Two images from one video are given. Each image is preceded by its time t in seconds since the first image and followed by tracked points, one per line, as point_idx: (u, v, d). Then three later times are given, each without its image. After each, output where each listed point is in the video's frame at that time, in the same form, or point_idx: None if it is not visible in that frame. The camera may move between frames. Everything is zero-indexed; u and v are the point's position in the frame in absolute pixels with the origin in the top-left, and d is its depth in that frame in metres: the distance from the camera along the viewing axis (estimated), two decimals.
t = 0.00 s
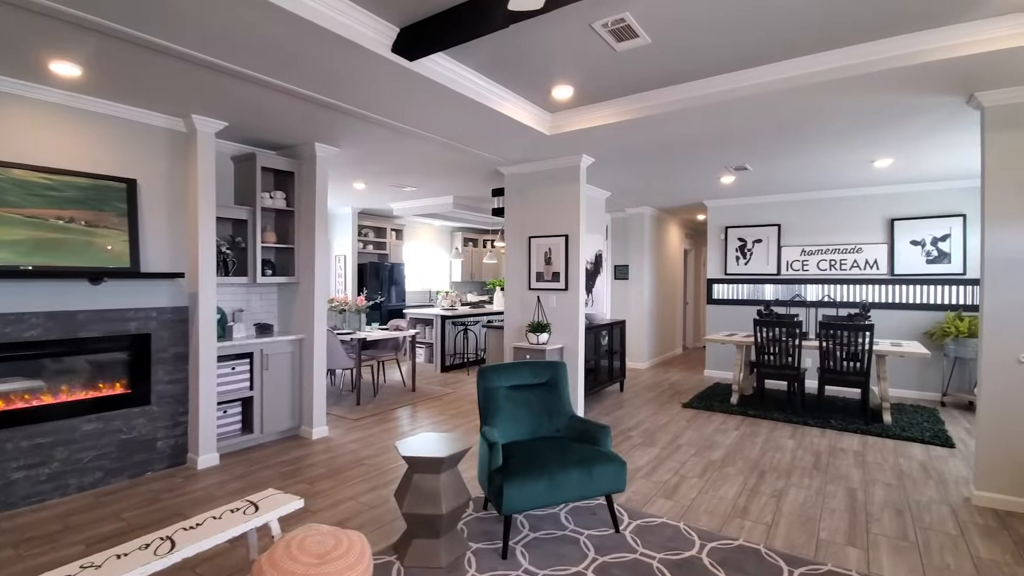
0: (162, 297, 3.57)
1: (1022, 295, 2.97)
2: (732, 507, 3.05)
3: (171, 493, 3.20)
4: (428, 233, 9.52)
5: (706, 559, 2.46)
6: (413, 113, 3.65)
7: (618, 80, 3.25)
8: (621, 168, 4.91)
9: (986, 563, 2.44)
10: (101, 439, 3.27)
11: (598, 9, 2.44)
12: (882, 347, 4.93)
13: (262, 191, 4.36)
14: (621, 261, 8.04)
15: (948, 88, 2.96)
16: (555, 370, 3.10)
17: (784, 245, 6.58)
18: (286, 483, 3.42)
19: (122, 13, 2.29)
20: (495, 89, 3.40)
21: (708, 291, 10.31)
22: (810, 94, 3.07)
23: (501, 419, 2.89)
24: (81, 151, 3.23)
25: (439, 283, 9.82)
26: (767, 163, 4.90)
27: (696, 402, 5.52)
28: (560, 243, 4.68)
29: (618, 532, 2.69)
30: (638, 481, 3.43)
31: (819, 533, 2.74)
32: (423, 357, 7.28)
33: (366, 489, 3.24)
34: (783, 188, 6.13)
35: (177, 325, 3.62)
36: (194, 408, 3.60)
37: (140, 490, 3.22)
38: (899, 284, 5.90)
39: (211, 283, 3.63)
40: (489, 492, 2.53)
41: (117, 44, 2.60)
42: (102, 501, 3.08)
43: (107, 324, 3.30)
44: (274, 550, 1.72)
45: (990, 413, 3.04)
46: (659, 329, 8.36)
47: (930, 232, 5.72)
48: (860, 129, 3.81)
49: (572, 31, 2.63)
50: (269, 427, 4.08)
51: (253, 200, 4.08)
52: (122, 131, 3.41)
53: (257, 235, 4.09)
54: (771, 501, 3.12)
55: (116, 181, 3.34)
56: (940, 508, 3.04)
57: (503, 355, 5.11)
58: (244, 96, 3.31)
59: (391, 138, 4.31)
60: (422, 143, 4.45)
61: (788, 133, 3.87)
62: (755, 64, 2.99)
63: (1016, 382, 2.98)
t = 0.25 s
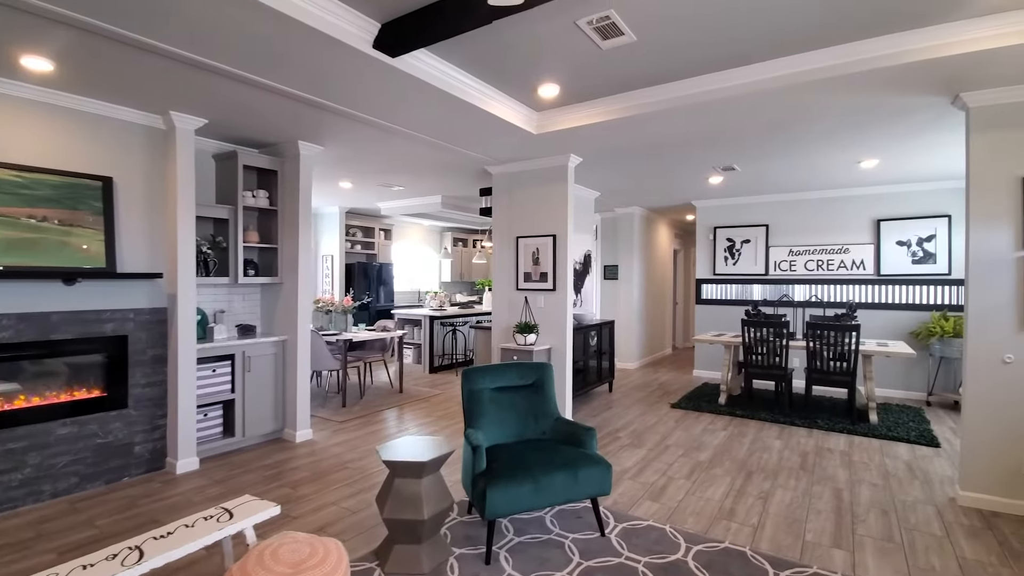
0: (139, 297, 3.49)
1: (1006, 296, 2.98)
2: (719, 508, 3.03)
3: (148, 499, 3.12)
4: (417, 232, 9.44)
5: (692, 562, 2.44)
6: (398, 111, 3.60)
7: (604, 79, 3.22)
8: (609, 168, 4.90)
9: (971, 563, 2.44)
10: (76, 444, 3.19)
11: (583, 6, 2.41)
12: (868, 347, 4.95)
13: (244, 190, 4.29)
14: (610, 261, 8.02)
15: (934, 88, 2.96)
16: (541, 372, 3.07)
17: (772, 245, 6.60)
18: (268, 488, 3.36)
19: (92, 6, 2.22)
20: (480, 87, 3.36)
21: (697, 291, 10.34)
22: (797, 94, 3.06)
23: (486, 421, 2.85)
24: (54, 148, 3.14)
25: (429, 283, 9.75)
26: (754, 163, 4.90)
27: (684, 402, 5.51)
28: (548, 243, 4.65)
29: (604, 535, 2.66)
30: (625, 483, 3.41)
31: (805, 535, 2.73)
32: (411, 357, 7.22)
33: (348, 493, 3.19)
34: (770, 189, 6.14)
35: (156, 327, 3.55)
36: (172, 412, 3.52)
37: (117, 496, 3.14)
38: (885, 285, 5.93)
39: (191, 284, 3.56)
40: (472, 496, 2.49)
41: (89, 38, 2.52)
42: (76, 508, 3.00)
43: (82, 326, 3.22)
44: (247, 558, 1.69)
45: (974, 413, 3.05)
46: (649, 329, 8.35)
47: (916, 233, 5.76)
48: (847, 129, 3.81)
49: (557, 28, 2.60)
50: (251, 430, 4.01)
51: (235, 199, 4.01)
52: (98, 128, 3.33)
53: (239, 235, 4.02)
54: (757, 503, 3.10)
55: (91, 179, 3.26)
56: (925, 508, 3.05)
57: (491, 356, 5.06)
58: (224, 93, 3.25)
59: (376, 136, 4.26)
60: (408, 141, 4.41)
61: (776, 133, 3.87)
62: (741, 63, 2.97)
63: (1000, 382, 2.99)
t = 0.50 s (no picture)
0: (113, 298, 3.39)
1: (992, 295, 2.97)
2: (705, 511, 2.99)
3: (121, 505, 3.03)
4: (405, 232, 9.35)
5: (678, 567, 2.39)
6: (380, 107, 3.53)
7: (590, 75, 3.17)
8: (597, 166, 4.85)
9: (958, 565, 2.42)
10: (45, 449, 3.08)
11: None
12: (855, 347, 4.95)
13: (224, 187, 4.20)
14: (599, 261, 7.99)
15: (920, 87, 2.95)
16: (525, 374, 3.01)
17: (760, 245, 6.59)
18: (246, 493, 3.27)
19: None
20: (464, 83, 3.30)
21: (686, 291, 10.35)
22: (783, 92, 3.03)
23: (468, 424, 2.78)
24: (23, 143, 3.04)
25: (417, 283, 9.65)
26: (742, 163, 4.88)
27: (673, 403, 5.48)
28: (535, 243, 4.59)
29: (588, 540, 2.61)
30: (611, 485, 3.36)
31: (792, 537, 2.70)
32: (399, 358, 7.12)
33: (328, 499, 3.11)
34: (759, 188, 6.13)
35: (130, 328, 3.45)
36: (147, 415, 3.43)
37: (88, 503, 3.05)
38: (872, 285, 5.95)
39: (166, 284, 3.46)
40: (453, 501, 2.43)
41: (56, 29, 2.43)
42: (44, 515, 2.90)
43: (51, 327, 3.12)
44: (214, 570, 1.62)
45: (961, 414, 3.04)
46: (638, 330, 8.33)
47: (902, 233, 5.78)
48: (834, 129, 3.80)
49: (540, 22, 2.54)
50: (231, 433, 3.92)
51: (213, 197, 3.91)
52: (69, 123, 3.23)
53: (218, 234, 3.92)
54: (744, 505, 3.07)
55: (62, 175, 3.16)
56: (912, 510, 3.03)
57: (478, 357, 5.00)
58: (200, 88, 3.16)
59: (359, 133, 4.18)
60: (392, 139, 4.34)
61: (763, 132, 3.85)
62: (728, 60, 2.94)
63: (986, 382, 2.99)
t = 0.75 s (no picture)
0: (85, 298, 3.29)
1: (981, 295, 2.96)
2: (694, 514, 2.95)
3: (92, 513, 2.92)
4: (393, 231, 9.25)
5: (666, 572, 2.34)
6: (363, 102, 3.45)
7: (577, 71, 3.11)
8: (586, 164, 4.80)
9: (949, 568, 2.39)
10: (13, 455, 2.97)
11: None
12: (844, 347, 4.94)
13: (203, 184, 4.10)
14: (589, 261, 7.95)
15: (910, 85, 2.92)
16: (511, 375, 2.94)
17: (750, 245, 6.58)
18: (224, 499, 3.18)
19: None
20: (449, 78, 3.22)
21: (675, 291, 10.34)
22: (772, 89, 3.00)
23: (452, 427, 2.71)
24: None
25: (406, 283, 9.56)
26: (732, 162, 4.85)
27: (662, 403, 5.44)
28: (523, 242, 4.53)
29: (575, 545, 2.55)
30: (599, 488, 3.31)
31: (781, 541, 2.66)
32: (386, 360, 6.99)
33: (308, 505, 3.02)
34: (748, 188, 6.12)
35: (104, 329, 3.34)
36: (122, 419, 3.32)
37: (58, 511, 2.94)
38: (860, 284, 5.95)
39: (142, 284, 3.36)
40: (434, 507, 2.35)
41: (21, 18, 2.33)
42: (11, 523, 2.79)
43: (19, 328, 3.01)
44: None
45: (950, 414, 3.02)
46: (628, 330, 8.30)
47: (890, 233, 5.79)
48: (823, 127, 3.78)
49: (525, 15, 2.48)
50: (210, 437, 3.82)
51: (192, 194, 3.82)
52: (39, 117, 3.11)
53: (196, 232, 3.83)
54: (733, 507, 3.03)
55: (32, 171, 3.05)
56: (901, 511, 3.01)
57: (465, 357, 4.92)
58: (176, 81, 3.06)
59: (343, 129, 4.10)
60: (377, 135, 4.26)
61: (752, 130, 3.82)
62: (717, 56, 2.89)
63: (976, 383, 2.97)
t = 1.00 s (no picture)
0: (48, 299, 3.14)
1: (968, 295, 2.94)
2: (680, 519, 2.88)
3: (53, 524, 2.79)
4: (379, 230, 9.11)
5: None
6: (342, 96, 3.34)
7: (561, 66, 3.03)
8: (572, 163, 4.74)
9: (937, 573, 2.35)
10: None
11: None
12: (830, 347, 4.93)
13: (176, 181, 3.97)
14: (576, 261, 7.89)
15: (897, 82, 2.89)
16: (492, 378, 2.86)
17: (736, 245, 6.56)
18: (195, 508, 3.05)
19: None
20: (430, 71, 3.13)
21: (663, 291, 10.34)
22: (760, 86, 2.94)
23: (431, 433, 2.62)
24: None
25: (392, 283, 9.42)
26: (719, 161, 4.81)
27: (649, 405, 5.39)
28: (507, 241, 4.44)
29: (558, 554, 2.47)
30: (583, 493, 3.23)
31: (768, 546, 2.61)
32: (370, 361, 6.90)
33: (282, 514, 2.91)
34: (735, 187, 6.09)
35: (68, 331, 3.20)
36: (87, 425, 3.19)
37: (17, 523, 2.80)
38: (846, 284, 5.95)
39: (109, 284, 3.22)
40: (411, 517, 2.26)
41: None
42: None
43: None
44: None
45: (938, 416, 3.00)
46: (615, 330, 8.25)
47: (875, 233, 5.80)
48: (809, 125, 3.74)
49: (506, 5, 2.40)
50: (182, 443, 3.70)
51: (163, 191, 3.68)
52: None
53: (167, 230, 3.70)
54: (720, 511, 2.98)
55: None
56: (889, 514, 2.98)
57: (449, 359, 4.82)
58: (144, 73, 2.94)
59: (322, 125, 3.99)
60: (358, 131, 4.15)
61: (739, 128, 3.77)
62: (703, 51, 2.83)
63: (963, 383, 2.95)
